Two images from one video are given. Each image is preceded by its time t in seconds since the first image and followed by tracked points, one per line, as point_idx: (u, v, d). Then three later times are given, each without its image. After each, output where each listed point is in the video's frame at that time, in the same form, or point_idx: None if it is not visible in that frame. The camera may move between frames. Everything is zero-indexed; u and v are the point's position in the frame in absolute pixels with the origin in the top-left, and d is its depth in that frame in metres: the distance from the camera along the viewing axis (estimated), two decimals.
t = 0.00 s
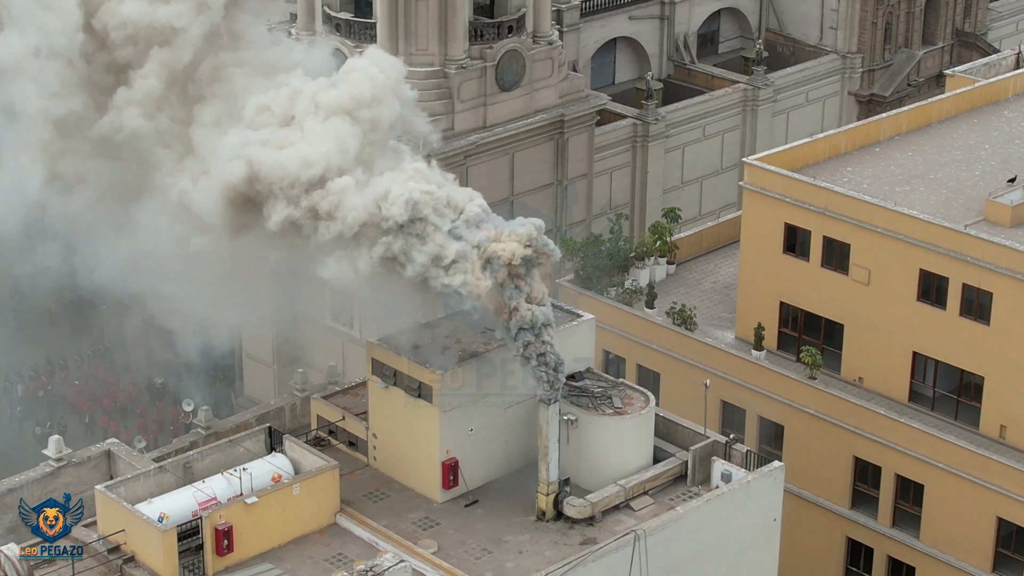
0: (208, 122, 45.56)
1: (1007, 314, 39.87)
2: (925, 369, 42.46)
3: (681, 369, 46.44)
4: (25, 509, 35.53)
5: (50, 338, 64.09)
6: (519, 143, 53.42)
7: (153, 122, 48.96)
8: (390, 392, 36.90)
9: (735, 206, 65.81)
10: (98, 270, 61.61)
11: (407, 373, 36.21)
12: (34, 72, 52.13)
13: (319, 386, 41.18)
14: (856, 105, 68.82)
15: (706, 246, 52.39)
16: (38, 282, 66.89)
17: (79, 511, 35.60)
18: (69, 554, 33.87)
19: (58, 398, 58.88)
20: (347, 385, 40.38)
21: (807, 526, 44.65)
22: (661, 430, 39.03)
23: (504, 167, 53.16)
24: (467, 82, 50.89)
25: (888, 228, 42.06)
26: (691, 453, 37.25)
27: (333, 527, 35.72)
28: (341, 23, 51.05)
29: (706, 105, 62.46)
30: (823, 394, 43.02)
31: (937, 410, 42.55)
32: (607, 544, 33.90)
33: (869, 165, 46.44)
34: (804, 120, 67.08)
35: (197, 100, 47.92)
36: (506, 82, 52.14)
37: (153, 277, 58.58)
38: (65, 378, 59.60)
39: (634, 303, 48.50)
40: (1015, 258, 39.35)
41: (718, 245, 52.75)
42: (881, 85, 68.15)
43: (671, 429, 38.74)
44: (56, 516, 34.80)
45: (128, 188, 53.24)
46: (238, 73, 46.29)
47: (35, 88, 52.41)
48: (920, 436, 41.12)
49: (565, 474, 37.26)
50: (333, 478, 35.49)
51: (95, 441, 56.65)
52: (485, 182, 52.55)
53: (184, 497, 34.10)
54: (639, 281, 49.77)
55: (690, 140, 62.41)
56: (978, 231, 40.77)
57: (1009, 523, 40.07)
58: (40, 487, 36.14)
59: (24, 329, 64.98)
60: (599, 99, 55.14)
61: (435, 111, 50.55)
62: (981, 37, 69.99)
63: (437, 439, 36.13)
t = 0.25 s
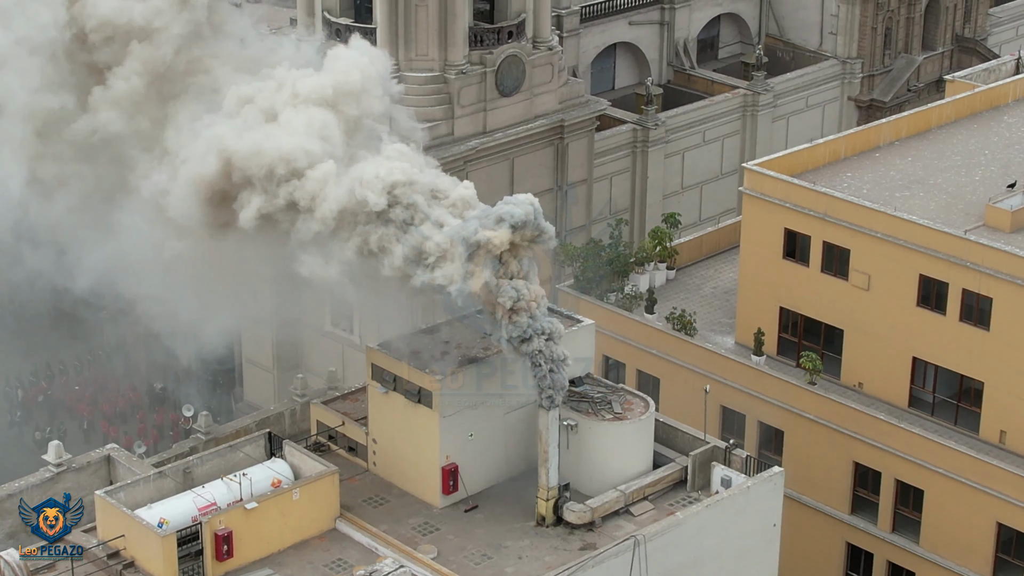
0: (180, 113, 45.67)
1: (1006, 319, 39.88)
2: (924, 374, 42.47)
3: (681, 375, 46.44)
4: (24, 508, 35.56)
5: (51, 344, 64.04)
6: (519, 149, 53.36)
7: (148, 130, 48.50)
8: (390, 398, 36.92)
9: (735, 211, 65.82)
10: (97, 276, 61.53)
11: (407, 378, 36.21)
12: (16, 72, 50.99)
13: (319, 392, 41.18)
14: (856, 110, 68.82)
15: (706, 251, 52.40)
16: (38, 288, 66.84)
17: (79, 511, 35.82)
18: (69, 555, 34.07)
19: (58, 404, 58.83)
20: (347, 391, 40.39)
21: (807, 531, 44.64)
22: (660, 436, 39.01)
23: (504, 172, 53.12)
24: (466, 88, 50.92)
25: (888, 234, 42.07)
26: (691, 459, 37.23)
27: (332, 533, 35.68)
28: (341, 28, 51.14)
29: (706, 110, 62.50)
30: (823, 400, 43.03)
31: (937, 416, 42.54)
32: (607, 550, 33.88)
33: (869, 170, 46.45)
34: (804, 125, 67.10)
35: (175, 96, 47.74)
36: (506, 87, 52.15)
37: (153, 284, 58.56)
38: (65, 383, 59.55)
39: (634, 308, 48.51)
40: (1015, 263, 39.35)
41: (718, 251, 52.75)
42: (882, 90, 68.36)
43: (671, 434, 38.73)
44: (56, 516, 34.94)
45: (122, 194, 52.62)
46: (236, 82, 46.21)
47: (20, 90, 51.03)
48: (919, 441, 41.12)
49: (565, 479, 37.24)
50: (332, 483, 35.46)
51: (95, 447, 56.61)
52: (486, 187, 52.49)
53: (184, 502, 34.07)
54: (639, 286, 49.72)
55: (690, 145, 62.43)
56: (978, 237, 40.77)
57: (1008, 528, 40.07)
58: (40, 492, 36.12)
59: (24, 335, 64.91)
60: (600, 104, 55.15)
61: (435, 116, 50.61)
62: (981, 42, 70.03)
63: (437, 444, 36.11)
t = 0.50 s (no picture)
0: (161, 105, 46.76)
1: (1006, 325, 39.89)
2: (924, 380, 42.49)
3: (681, 380, 46.45)
4: (22, 507, 35.61)
5: (50, 350, 64.00)
6: (519, 155, 53.33)
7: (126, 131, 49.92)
8: (389, 404, 36.93)
9: (735, 217, 65.84)
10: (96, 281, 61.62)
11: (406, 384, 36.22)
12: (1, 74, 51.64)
13: (319, 398, 41.22)
14: (856, 116, 68.87)
15: (706, 257, 52.42)
16: (38, 294, 66.80)
17: (80, 510, 36.38)
18: (70, 555, 34.03)
19: (58, 410, 58.86)
20: (347, 396, 40.40)
21: (807, 537, 44.62)
22: (660, 441, 39.02)
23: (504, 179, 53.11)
24: (466, 94, 50.91)
25: (887, 239, 42.09)
26: (691, 464, 37.25)
27: (332, 538, 35.63)
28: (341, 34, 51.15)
29: (705, 116, 62.53)
30: (823, 405, 43.03)
31: (936, 421, 42.54)
32: (606, 556, 33.88)
33: (869, 176, 46.49)
34: (803, 131, 67.15)
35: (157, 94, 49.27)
36: (506, 93, 52.18)
37: (152, 288, 58.68)
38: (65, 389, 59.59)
39: (634, 314, 48.61)
40: (1014, 269, 39.35)
41: (717, 256, 52.77)
42: (881, 96, 68.36)
43: (671, 440, 38.76)
44: (56, 516, 35.63)
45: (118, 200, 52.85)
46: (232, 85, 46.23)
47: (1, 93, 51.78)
48: (919, 447, 41.12)
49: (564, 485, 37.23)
50: (332, 489, 35.42)
51: (94, 453, 56.62)
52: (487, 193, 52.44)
53: (183, 508, 34.05)
54: (639, 291, 49.91)
55: (690, 150, 62.49)
56: (977, 242, 40.78)
57: (1008, 534, 40.05)
58: (39, 498, 36.15)
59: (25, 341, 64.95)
60: (599, 110, 55.20)
61: (435, 122, 50.61)
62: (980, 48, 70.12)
63: (437, 450, 36.10)
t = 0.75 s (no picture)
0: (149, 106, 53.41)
1: (1007, 332, 39.90)
2: (924, 386, 42.47)
3: (681, 387, 46.46)
4: (22, 507, 35.64)
5: (50, 356, 64.04)
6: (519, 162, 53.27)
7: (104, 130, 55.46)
8: (389, 410, 36.94)
9: (735, 223, 65.87)
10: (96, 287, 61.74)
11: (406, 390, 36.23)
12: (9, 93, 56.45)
13: (319, 405, 41.28)
14: (856, 122, 68.90)
15: (705, 264, 52.43)
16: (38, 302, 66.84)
17: (80, 510, 36.50)
18: (70, 556, 34.52)
19: (58, 416, 58.96)
20: (346, 403, 40.43)
21: (808, 543, 44.58)
22: (660, 448, 39.03)
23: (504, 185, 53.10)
24: (466, 100, 50.88)
25: (887, 246, 42.10)
26: (691, 471, 37.24)
27: (332, 545, 35.61)
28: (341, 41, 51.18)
29: (705, 123, 62.60)
30: (823, 412, 43.03)
31: (937, 428, 42.52)
32: (607, 562, 33.87)
33: (869, 183, 46.50)
34: (803, 137, 67.20)
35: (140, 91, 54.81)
36: (506, 100, 52.17)
37: (148, 293, 58.76)
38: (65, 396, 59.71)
39: (634, 321, 48.47)
40: (1015, 276, 39.37)
41: (717, 262, 52.79)
42: (881, 103, 68.44)
43: (671, 446, 38.73)
44: (56, 516, 35.97)
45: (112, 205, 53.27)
46: (225, 83, 48.96)
47: None
48: (920, 454, 41.10)
49: (564, 492, 37.21)
50: (332, 496, 35.38)
51: (94, 459, 56.68)
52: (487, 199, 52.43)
53: (183, 515, 34.01)
54: (639, 298, 49.80)
55: (690, 157, 62.53)
56: (978, 249, 40.79)
57: (1009, 541, 40.04)
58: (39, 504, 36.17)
59: (25, 347, 65.06)
60: (599, 116, 55.23)
61: (435, 129, 50.49)
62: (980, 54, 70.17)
63: (437, 457, 36.11)
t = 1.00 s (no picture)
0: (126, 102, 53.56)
1: (1006, 337, 39.90)
2: (924, 391, 42.49)
3: (680, 392, 46.48)
4: (22, 507, 35.62)
5: (50, 361, 64.03)
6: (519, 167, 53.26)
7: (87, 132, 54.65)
8: (389, 415, 36.95)
9: (735, 228, 65.89)
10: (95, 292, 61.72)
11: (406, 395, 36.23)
12: None
13: (319, 409, 41.31)
14: (856, 127, 68.93)
15: (706, 269, 52.46)
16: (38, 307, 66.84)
17: (80, 510, 36.55)
18: (69, 556, 34.67)
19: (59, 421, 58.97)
20: (347, 407, 40.44)
21: (808, 548, 44.58)
22: (660, 453, 39.03)
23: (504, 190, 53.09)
24: (466, 105, 50.78)
25: (887, 251, 42.11)
26: (691, 476, 37.25)
27: (332, 549, 35.56)
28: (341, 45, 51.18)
29: (705, 128, 62.62)
30: (823, 417, 43.04)
31: (937, 433, 42.54)
32: (607, 567, 33.85)
33: (869, 188, 46.52)
34: (803, 142, 67.24)
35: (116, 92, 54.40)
36: (506, 105, 52.11)
37: (137, 295, 58.73)
38: (66, 400, 59.72)
39: (634, 325, 48.43)
40: (1015, 280, 39.36)
41: (717, 267, 52.81)
42: (881, 107, 68.55)
43: (671, 451, 38.73)
44: (56, 516, 35.93)
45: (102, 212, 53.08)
46: (212, 74, 49.95)
47: None
48: (920, 459, 41.11)
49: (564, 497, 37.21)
50: (332, 500, 35.37)
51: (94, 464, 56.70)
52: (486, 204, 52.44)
53: (183, 520, 34.02)
54: (638, 303, 49.97)
55: (690, 162, 62.55)
56: (977, 253, 40.79)
57: (1009, 545, 40.02)
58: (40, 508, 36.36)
59: (26, 352, 65.07)
60: (599, 121, 55.29)
61: (434, 134, 50.36)
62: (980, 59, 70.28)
63: (437, 462, 36.11)
